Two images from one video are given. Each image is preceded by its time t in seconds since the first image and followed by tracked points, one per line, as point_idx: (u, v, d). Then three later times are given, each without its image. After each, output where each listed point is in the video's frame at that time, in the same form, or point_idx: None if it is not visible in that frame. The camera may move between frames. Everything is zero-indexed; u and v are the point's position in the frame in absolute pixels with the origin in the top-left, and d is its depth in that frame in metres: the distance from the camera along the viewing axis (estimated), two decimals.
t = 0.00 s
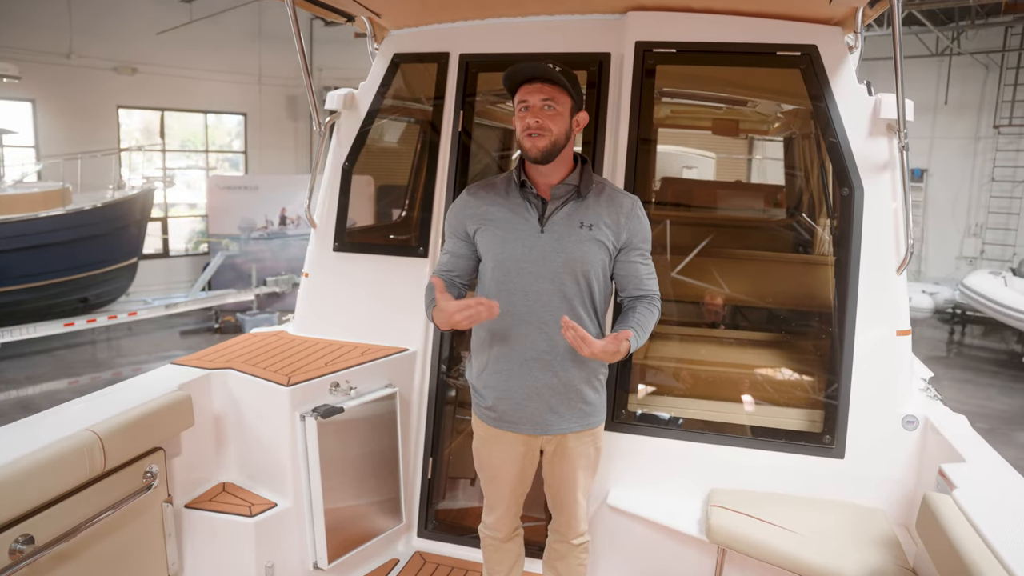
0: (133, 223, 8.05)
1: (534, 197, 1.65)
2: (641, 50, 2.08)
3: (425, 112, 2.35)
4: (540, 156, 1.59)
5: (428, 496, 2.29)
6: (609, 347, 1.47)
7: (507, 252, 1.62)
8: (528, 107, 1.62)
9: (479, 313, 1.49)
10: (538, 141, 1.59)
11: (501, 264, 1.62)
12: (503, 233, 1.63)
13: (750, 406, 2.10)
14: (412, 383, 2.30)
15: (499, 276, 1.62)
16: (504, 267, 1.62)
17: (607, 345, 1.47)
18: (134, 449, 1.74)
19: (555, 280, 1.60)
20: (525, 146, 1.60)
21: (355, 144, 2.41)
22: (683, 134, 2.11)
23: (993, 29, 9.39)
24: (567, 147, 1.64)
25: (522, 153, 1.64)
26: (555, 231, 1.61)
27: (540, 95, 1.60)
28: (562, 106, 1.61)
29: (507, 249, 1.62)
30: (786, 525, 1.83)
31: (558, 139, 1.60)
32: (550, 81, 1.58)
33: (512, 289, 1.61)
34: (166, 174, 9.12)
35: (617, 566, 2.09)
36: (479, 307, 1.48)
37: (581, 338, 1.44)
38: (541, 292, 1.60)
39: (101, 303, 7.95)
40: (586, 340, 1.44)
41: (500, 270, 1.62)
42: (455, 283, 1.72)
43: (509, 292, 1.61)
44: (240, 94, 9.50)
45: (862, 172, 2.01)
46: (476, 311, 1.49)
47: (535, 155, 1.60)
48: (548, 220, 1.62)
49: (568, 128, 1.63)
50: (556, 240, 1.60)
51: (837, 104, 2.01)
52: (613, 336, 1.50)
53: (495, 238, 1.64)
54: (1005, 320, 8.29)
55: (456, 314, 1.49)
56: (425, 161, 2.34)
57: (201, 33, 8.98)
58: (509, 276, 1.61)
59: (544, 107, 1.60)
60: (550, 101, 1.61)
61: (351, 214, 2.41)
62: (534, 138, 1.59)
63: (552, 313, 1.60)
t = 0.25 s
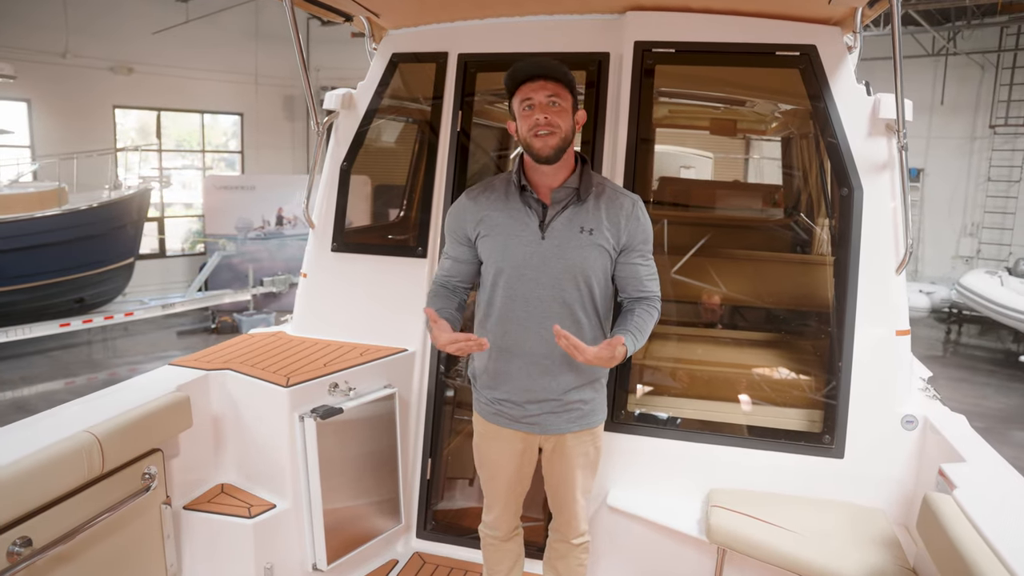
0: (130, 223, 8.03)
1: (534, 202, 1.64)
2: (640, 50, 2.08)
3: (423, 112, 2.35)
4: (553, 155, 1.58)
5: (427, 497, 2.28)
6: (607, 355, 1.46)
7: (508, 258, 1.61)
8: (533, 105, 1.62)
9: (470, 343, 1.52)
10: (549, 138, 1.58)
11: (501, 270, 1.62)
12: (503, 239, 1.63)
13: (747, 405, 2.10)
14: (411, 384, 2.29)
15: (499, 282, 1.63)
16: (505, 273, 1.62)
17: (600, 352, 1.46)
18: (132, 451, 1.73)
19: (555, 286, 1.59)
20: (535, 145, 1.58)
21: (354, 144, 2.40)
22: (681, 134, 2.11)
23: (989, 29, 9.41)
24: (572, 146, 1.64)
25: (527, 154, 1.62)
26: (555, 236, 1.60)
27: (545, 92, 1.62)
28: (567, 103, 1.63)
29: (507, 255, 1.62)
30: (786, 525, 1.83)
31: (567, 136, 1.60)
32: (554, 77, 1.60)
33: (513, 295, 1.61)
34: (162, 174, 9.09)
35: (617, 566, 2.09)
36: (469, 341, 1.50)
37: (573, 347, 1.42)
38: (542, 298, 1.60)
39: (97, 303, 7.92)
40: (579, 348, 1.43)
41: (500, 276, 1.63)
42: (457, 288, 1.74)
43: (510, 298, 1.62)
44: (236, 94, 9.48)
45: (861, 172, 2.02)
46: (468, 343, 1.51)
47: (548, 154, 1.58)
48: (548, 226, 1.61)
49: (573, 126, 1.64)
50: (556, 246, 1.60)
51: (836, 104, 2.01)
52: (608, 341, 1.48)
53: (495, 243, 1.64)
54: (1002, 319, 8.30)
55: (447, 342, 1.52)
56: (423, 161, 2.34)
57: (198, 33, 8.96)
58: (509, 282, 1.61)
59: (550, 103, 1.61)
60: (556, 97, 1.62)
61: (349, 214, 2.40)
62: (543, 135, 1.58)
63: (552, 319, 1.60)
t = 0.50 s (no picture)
0: (128, 224, 8.02)
1: (537, 205, 1.63)
2: (641, 51, 2.08)
3: (423, 113, 2.35)
4: (558, 174, 1.59)
5: (428, 497, 2.28)
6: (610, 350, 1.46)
7: (511, 260, 1.62)
8: (539, 118, 1.61)
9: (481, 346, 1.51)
10: (554, 158, 1.58)
11: (504, 273, 1.63)
12: (506, 241, 1.63)
13: (746, 405, 2.10)
14: (412, 384, 2.29)
15: (502, 284, 1.63)
16: (508, 276, 1.62)
17: (604, 348, 1.46)
18: (134, 452, 1.73)
19: (558, 289, 1.60)
20: (541, 164, 1.59)
21: (354, 145, 2.40)
22: (680, 134, 2.11)
23: (986, 29, 9.43)
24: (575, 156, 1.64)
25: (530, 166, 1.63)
26: (557, 239, 1.61)
27: (552, 106, 1.60)
28: (573, 116, 1.62)
29: (510, 257, 1.62)
30: (787, 526, 1.83)
31: (571, 152, 1.60)
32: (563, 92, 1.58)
33: (516, 297, 1.61)
34: (160, 174, 9.08)
35: (618, 566, 2.10)
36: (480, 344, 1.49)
37: (577, 342, 1.43)
38: (545, 299, 1.60)
39: (96, 304, 7.91)
40: (583, 343, 1.43)
41: (503, 278, 1.63)
42: (461, 290, 1.74)
43: (512, 300, 1.62)
44: (235, 94, 9.48)
45: (862, 173, 2.02)
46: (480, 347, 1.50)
47: (553, 174, 1.59)
48: (550, 228, 1.62)
49: (578, 138, 1.64)
50: (559, 249, 1.61)
51: (836, 105, 2.01)
52: (611, 338, 1.49)
53: (497, 246, 1.64)
54: (1000, 319, 8.32)
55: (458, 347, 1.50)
56: (424, 161, 2.34)
57: (196, 33, 8.96)
58: (512, 284, 1.62)
59: (557, 117, 1.60)
60: (563, 111, 1.61)
61: (349, 215, 2.40)
62: (549, 152, 1.59)
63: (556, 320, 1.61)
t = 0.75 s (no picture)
0: (129, 224, 8.02)
1: (541, 204, 1.64)
2: (643, 52, 2.08)
3: (424, 113, 2.35)
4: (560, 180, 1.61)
5: (429, 497, 2.28)
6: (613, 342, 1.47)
7: (514, 258, 1.62)
8: (542, 131, 1.60)
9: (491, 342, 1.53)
10: (557, 166, 1.59)
11: (507, 271, 1.63)
12: (510, 239, 1.64)
13: (746, 405, 2.11)
14: (414, 384, 2.30)
15: (505, 282, 1.63)
16: (511, 273, 1.62)
17: (606, 339, 1.47)
18: (136, 453, 1.73)
19: (562, 287, 1.61)
20: (544, 172, 1.60)
21: (355, 145, 2.41)
22: (680, 135, 2.12)
23: (986, 30, 9.43)
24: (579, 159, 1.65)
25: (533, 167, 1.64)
26: (561, 237, 1.61)
27: (555, 119, 1.59)
28: (576, 125, 1.61)
29: (513, 255, 1.63)
30: (788, 526, 1.83)
31: (574, 159, 1.61)
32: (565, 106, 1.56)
33: (519, 294, 1.62)
34: (160, 174, 9.07)
35: (619, 566, 2.10)
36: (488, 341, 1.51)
37: (580, 333, 1.44)
38: (548, 297, 1.61)
39: (96, 304, 7.91)
40: (584, 333, 1.45)
41: (506, 277, 1.63)
42: (463, 289, 1.74)
43: (516, 297, 1.62)
44: (235, 94, 9.47)
45: (863, 174, 2.02)
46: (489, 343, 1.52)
47: (555, 180, 1.61)
48: (554, 226, 1.62)
49: (581, 144, 1.64)
50: (563, 247, 1.61)
51: (838, 106, 2.02)
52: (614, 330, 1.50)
53: (501, 244, 1.64)
54: (1000, 319, 8.32)
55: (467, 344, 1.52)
56: (425, 161, 2.34)
57: (196, 33, 8.95)
58: (515, 282, 1.62)
59: (560, 130, 1.60)
60: (566, 122, 1.60)
61: (350, 215, 2.40)
62: (552, 163, 1.60)
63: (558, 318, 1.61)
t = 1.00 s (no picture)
0: (129, 223, 8.02)
1: (543, 203, 1.65)
2: (643, 52, 2.08)
3: (425, 113, 2.35)
4: (559, 180, 1.61)
5: (430, 497, 2.29)
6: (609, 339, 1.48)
7: (516, 256, 1.63)
8: (546, 128, 1.61)
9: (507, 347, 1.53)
10: (556, 165, 1.60)
11: (509, 268, 1.63)
12: (512, 237, 1.64)
13: (747, 405, 2.11)
14: (414, 385, 2.30)
15: (507, 280, 1.63)
16: (513, 271, 1.63)
17: (603, 337, 1.48)
18: (137, 453, 1.74)
19: (563, 285, 1.61)
20: (543, 170, 1.61)
21: (356, 145, 2.41)
22: (681, 135, 2.12)
23: (987, 29, 9.43)
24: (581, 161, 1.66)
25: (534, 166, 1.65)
26: (563, 235, 1.62)
27: (559, 117, 1.60)
28: (579, 126, 1.62)
29: (515, 253, 1.63)
30: (788, 526, 1.84)
31: (575, 160, 1.62)
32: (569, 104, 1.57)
33: (520, 292, 1.62)
34: (161, 173, 9.08)
35: (619, 566, 2.11)
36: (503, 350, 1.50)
37: (573, 335, 1.45)
38: (549, 295, 1.61)
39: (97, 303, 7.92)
40: (579, 336, 1.45)
41: (508, 274, 1.63)
42: (465, 289, 1.73)
43: (517, 295, 1.62)
44: (236, 94, 9.48)
45: (864, 173, 2.02)
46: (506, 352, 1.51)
47: (554, 179, 1.61)
48: (556, 225, 1.63)
49: (583, 146, 1.65)
50: (564, 245, 1.61)
51: (838, 106, 2.02)
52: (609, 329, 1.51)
53: (503, 242, 1.65)
54: (1000, 319, 8.32)
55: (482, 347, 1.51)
56: (426, 161, 2.35)
57: (197, 33, 8.95)
58: (517, 280, 1.62)
59: (563, 128, 1.61)
60: (570, 121, 1.61)
61: (351, 215, 2.40)
62: (552, 162, 1.61)
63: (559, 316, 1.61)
